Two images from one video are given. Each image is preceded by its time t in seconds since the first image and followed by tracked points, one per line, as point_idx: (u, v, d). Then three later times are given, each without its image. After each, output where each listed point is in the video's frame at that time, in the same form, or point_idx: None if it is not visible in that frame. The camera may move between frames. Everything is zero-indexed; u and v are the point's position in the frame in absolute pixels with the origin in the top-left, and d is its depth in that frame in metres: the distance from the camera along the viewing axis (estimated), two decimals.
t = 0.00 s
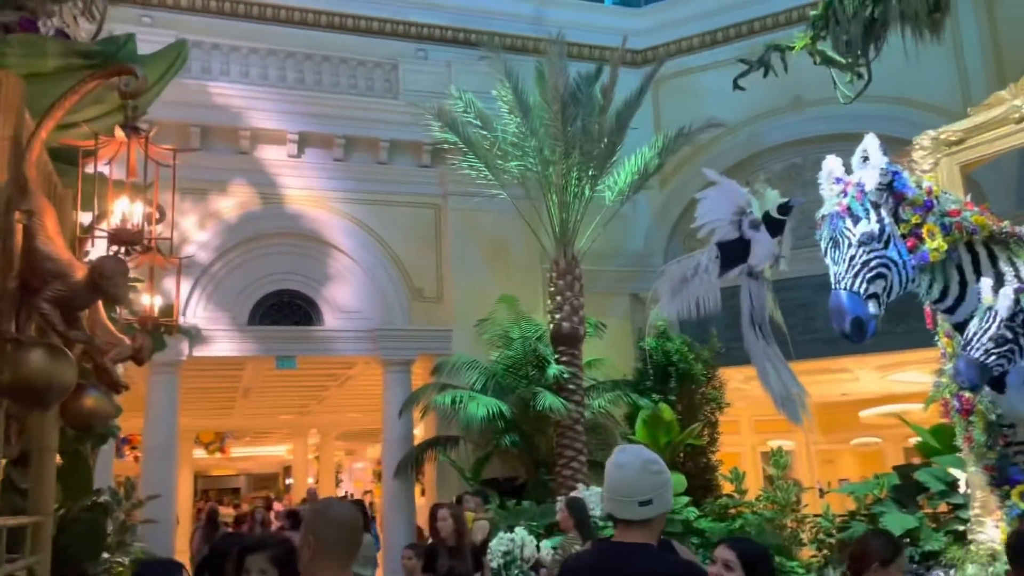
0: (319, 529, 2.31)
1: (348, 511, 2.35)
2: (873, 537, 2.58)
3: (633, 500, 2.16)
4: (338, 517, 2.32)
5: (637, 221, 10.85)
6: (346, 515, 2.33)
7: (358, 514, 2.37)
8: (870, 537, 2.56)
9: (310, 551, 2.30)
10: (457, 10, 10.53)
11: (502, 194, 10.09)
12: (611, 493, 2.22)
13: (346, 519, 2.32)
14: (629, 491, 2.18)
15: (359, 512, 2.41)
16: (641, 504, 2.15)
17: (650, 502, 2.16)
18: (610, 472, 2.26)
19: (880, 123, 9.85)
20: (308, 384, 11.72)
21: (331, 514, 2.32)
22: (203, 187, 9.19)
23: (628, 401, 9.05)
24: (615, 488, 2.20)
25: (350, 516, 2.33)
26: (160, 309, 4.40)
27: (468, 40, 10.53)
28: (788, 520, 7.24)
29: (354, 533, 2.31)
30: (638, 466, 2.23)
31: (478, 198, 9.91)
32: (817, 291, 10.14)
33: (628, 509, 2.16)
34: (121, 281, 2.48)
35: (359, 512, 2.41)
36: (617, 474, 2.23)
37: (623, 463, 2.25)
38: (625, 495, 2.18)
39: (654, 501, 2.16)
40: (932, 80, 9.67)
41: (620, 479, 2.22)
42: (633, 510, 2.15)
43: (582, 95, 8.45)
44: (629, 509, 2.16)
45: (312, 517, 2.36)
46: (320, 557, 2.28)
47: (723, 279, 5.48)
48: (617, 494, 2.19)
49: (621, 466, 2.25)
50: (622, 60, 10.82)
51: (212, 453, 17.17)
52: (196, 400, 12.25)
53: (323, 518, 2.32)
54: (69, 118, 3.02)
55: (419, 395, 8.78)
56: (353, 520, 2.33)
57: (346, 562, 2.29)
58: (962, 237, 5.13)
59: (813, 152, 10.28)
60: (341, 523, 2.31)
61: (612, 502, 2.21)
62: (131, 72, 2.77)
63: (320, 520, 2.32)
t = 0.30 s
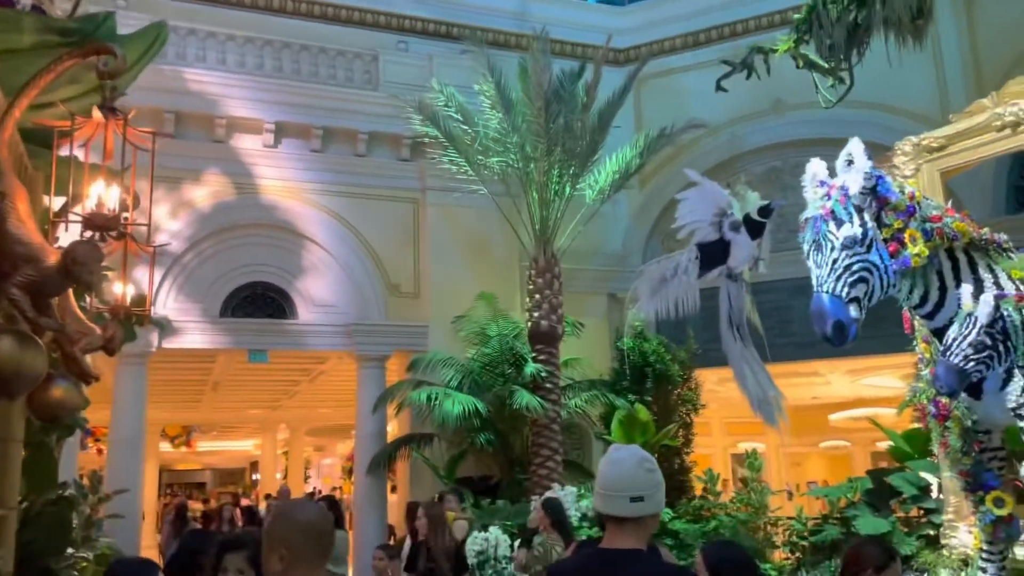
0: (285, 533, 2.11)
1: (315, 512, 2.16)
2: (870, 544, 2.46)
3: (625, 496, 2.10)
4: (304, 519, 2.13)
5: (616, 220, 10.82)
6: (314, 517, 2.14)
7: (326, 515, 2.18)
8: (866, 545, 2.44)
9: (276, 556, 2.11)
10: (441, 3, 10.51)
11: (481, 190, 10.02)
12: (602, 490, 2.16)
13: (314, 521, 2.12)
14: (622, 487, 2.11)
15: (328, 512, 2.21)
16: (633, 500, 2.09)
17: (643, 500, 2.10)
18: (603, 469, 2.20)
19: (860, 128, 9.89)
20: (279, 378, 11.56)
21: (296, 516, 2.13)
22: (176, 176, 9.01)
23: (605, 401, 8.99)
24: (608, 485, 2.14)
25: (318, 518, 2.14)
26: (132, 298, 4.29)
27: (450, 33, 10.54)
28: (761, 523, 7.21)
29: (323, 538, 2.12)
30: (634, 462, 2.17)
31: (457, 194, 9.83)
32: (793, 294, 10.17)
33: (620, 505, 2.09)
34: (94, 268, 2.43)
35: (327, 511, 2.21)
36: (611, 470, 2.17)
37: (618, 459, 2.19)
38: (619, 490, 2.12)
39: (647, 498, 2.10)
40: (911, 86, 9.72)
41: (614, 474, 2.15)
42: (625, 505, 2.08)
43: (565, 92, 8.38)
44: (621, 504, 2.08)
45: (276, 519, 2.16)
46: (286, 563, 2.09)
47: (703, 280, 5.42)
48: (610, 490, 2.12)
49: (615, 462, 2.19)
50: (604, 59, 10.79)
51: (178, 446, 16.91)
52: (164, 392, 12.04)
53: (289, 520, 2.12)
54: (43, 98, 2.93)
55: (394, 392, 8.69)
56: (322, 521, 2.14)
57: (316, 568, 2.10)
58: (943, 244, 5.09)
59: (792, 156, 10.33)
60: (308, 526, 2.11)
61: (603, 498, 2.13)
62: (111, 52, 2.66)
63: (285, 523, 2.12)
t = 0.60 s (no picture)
0: (228, 532, 1.93)
1: (262, 509, 1.97)
2: (863, 538, 2.43)
3: (612, 492, 2.02)
4: (250, 518, 1.94)
5: (600, 215, 10.79)
6: (261, 514, 1.96)
7: (275, 511, 2.00)
8: (863, 537, 2.42)
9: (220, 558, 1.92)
10: None
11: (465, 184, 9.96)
12: (588, 485, 2.09)
13: (261, 520, 1.94)
14: (607, 483, 2.05)
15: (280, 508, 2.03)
16: (620, 496, 2.02)
17: (629, 496, 2.02)
18: (589, 463, 2.13)
19: (843, 123, 9.91)
20: (261, 374, 11.46)
21: (241, 514, 1.94)
22: (156, 168, 8.88)
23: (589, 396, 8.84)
24: (594, 481, 2.07)
25: (265, 515, 1.96)
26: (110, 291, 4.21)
27: (434, 26, 10.48)
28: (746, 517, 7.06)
29: (270, 538, 1.94)
30: (619, 456, 2.11)
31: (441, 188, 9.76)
32: (777, 289, 10.17)
33: (607, 502, 2.02)
34: (71, 257, 2.44)
35: (276, 507, 2.03)
36: (597, 464, 2.11)
37: (603, 453, 2.13)
38: (604, 486, 2.05)
39: (634, 494, 2.03)
40: (894, 82, 9.75)
41: (599, 469, 2.09)
42: (613, 501, 2.01)
43: (550, 86, 8.31)
44: (609, 500, 2.01)
45: (220, 517, 1.97)
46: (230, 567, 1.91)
47: (688, 274, 5.39)
48: (595, 486, 2.06)
49: (599, 455, 2.13)
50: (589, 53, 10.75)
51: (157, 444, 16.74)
52: (144, 388, 11.90)
53: (233, 519, 1.94)
54: (17, 83, 2.87)
55: (378, 387, 8.62)
56: (269, 519, 1.96)
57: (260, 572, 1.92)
58: (929, 237, 5.09)
59: (776, 151, 10.35)
60: (253, 526, 1.93)
61: (589, 495, 2.06)
62: (87, 35, 2.62)
63: (230, 522, 1.94)
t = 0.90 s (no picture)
0: (178, 542, 1.97)
1: (213, 512, 2.02)
2: (873, 536, 2.38)
3: (620, 493, 1.93)
4: (199, 522, 1.99)
5: (594, 211, 10.72)
6: (211, 518, 2.00)
7: (228, 514, 2.04)
8: (872, 535, 2.38)
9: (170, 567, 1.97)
10: None
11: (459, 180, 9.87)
12: (591, 485, 1.99)
13: (210, 524, 1.99)
14: (613, 483, 1.95)
15: (232, 507, 2.08)
16: (629, 497, 1.92)
17: (638, 496, 1.94)
18: (591, 461, 2.03)
19: (838, 118, 9.86)
20: (253, 372, 11.36)
21: (190, 521, 1.99)
22: (145, 164, 8.78)
23: (585, 393, 8.81)
24: (599, 480, 1.97)
25: (215, 519, 2.00)
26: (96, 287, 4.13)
27: (426, 21, 10.41)
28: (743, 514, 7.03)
29: (222, 540, 1.99)
30: (624, 454, 2.02)
31: (434, 184, 9.68)
32: (772, 284, 10.12)
33: (614, 502, 1.92)
34: (50, 249, 2.51)
35: (229, 508, 2.08)
36: (601, 462, 2.01)
37: (608, 452, 2.02)
38: (611, 486, 1.95)
39: (642, 494, 1.95)
40: (888, 76, 9.71)
41: (604, 468, 1.98)
42: (622, 502, 1.92)
43: (544, 80, 8.17)
44: (617, 501, 1.92)
45: (172, 524, 2.02)
46: None
47: (683, 270, 5.32)
48: (601, 487, 1.95)
49: (601, 454, 2.03)
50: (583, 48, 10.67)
51: (150, 443, 16.63)
52: (135, 387, 11.79)
53: (182, 527, 1.98)
54: None
55: (371, 384, 8.53)
56: (220, 524, 2.00)
57: None
58: (928, 231, 5.03)
59: (771, 146, 10.30)
60: (202, 532, 1.97)
61: (595, 497, 1.96)
62: (68, 21, 2.54)
63: (179, 530, 1.98)
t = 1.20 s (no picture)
0: (146, 545, 1.89)
1: (183, 513, 1.95)
2: (879, 537, 2.31)
3: (627, 495, 1.76)
4: (169, 524, 1.92)
5: (587, 206, 10.63)
6: (180, 520, 1.93)
7: (198, 516, 1.97)
8: (878, 536, 2.30)
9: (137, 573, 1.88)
10: None
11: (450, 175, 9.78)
12: (593, 485, 1.80)
13: (180, 525, 1.92)
14: (619, 484, 1.77)
15: (201, 512, 2.01)
16: (636, 499, 1.76)
17: (645, 498, 1.78)
18: (595, 459, 1.84)
19: (832, 112, 9.81)
20: (241, 369, 11.24)
21: (157, 524, 1.91)
22: (131, 157, 8.64)
23: (578, 389, 8.79)
24: (602, 480, 1.79)
25: (186, 520, 1.94)
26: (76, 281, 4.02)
27: (417, 13, 10.29)
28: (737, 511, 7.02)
29: (191, 541, 1.91)
30: (633, 454, 1.83)
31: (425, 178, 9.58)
32: (766, 280, 10.06)
33: (619, 503, 1.75)
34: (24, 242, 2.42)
35: (200, 511, 2.01)
36: (606, 460, 1.82)
37: (614, 451, 1.84)
38: (614, 487, 1.77)
39: (649, 496, 1.78)
40: (882, 69, 9.67)
41: (608, 471, 1.79)
42: (630, 506, 1.75)
43: (537, 72, 8.09)
44: (624, 504, 1.75)
45: (138, 529, 1.95)
46: None
47: (677, 265, 5.26)
48: (605, 488, 1.77)
49: (605, 454, 1.84)
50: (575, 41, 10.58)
51: (138, 440, 16.47)
52: (122, 384, 11.66)
53: (151, 529, 1.91)
54: None
55: (361, 380, 8.44)
56: (190, 524, 1.93)
57: None
58: (926, 225, 4.96)
59: (765, 141, 10.25)
60: (171, 535, 1.90)
61: (598, 499, 1.77)
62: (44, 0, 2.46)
63: (147, 533, 1.91)
